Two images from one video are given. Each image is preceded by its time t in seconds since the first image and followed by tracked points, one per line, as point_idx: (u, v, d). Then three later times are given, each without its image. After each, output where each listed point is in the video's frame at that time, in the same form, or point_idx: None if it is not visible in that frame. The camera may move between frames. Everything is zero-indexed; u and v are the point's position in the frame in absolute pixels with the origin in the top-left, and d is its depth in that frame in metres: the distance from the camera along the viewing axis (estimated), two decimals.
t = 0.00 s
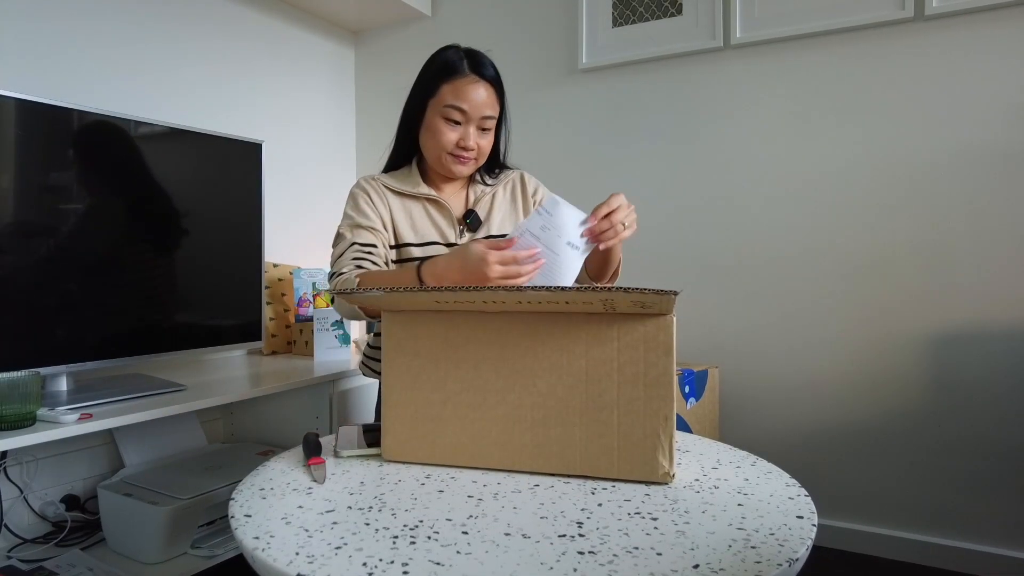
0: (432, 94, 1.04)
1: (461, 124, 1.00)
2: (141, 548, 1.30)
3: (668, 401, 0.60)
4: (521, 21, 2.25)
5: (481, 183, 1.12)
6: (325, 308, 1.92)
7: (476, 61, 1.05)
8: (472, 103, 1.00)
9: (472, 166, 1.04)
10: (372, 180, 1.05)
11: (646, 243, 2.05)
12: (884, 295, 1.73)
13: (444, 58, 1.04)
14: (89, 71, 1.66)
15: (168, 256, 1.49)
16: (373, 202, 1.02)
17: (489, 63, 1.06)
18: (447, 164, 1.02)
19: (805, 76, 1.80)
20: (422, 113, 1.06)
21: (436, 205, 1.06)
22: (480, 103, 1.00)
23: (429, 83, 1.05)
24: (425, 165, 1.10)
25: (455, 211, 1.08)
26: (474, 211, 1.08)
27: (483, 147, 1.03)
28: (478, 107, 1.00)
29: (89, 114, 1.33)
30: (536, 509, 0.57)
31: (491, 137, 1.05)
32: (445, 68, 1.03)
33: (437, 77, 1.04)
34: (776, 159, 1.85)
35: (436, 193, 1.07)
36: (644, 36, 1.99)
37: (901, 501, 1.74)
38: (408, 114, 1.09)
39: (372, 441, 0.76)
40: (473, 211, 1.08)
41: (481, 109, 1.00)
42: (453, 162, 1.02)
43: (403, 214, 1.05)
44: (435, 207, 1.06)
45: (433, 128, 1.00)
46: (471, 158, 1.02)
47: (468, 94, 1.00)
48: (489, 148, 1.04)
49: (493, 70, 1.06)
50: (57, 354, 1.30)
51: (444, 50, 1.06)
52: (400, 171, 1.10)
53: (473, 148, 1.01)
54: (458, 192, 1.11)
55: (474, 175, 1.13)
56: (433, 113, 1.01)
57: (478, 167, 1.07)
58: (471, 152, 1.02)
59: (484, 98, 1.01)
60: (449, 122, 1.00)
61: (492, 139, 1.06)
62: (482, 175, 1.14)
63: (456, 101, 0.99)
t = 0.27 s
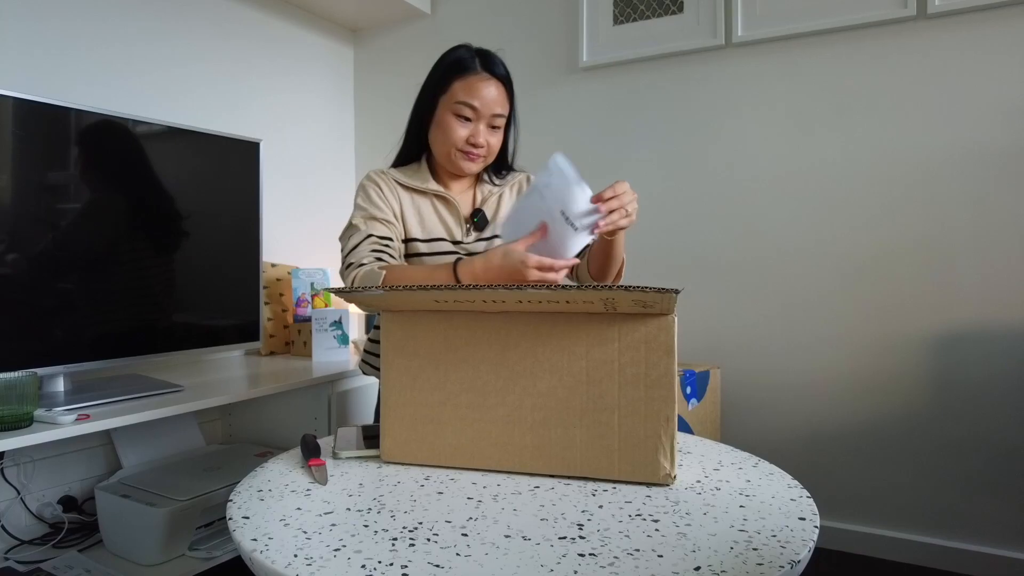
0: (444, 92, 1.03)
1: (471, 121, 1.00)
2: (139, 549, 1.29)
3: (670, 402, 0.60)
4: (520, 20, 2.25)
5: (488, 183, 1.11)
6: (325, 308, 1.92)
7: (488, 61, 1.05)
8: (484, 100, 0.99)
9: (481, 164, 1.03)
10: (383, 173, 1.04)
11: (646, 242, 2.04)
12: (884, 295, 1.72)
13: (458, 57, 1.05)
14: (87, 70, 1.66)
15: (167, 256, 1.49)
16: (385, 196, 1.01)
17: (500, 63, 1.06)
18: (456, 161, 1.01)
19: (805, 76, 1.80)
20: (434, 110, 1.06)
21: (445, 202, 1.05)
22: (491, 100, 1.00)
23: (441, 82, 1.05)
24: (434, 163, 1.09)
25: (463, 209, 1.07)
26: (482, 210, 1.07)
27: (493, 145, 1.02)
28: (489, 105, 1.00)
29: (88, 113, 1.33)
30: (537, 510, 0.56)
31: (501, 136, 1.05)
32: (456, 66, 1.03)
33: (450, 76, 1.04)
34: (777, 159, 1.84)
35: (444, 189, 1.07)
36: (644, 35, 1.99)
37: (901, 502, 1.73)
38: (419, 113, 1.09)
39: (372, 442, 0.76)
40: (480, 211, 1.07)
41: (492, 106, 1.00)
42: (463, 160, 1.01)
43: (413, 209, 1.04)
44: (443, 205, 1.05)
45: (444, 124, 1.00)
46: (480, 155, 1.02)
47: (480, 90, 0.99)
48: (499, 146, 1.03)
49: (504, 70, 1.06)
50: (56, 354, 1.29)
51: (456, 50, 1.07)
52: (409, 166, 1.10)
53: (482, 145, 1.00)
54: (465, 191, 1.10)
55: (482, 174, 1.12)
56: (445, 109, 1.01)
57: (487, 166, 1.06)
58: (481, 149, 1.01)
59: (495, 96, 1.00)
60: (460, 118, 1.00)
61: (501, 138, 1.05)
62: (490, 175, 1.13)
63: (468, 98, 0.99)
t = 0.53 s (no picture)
0: (450, 92, 1.04)
1: (477, 120, 1.00)
2: (139, 549, 1.29)
3: (670, 402, 0.60)
4: (520, 20, 2.25)
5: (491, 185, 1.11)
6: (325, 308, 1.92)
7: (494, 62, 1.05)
8: (490, 101, 0.99)
9: (484, 164, 1.04)
10: (387, 173, 1.04)
11: (646, 242, 2.04)
12: (884, 295, 1.72)
13: (465, 57, 1.05)
14: (87, 70, 1.66)
15: (167, 256, 1.49)
16: (387, 195, 1.01)
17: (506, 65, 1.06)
18: (460, 161, 1.01)
19: (806, 76, 1.80)
20: (439, 110, 1.06)
21: (448, 203, 1.05)
22: (497, 101, 1.00)
23: (447, 81, 1.05)
24: (438, 162, 1.09)
25: (466, 210, 1.07)
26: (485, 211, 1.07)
27: (497, 146, 1.02)
28: (495, 105, 1.00)
29: (88, 113, 1.33)
30: (537, 510, 0.56)
31: (505, 137, 1.05)
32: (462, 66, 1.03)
33: (456, 75, 1.04)
34: (777, 159, 1.84)
35: (447, 190, 1.07)
36: (644, 35, 1.99)
37: (901, 502, 1.74)
38: (423, 112, 1.08)
39: (372, 442, 0.76)
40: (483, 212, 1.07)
41: (498, 107, 1.00)
42: (467, 159, 1.01)
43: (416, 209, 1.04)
44: (446, 205, 1.05)
45: (449, 123, 1.00)
46: (484, 155, 1.02)
47: (486, 91, 1.00)
48: (503, 147, 1.04)
49: (509, 71, 1.07)
50: (56, 354, 1.29)
51: (463, 50, 1.07)
52: (413, 166, 1.09)
53: (487, 145, 1.00)
54: (469, 192, 1.10)
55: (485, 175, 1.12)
56: (450, 108, 1.01)
57: (491, 166, 1.06)
58: (485, 149, 1.01)
59: (501, 97, 1.00)
60: (466, 118, 1.00)
61: (505, 139, 1.05)
62: (494, 176, 1.13)
63: (474, 98, 0.99)
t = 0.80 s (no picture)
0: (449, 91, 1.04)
1: (475, 119, 1.00)
2: (139, 548, 1.29)
3: (670, 402, 0.60)
4: (520, 20, 2.25)
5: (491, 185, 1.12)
6: (325, 308, 1.92)
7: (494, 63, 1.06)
8: (488, 99, 0.99)
9: (483, 163, 1.03)
10: (385, 176, 1.04)
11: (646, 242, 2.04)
12: (884, 295, 1.73)
13: (464, 58, 1.07)
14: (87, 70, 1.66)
15: (167, 256, 1.49)
16: (386, 197, 1.01)
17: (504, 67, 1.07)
18: (458, 159, 1.01)
19: (806, 76, 1.80)
20: (439, 110, 1.06)
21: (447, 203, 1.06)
22: (496, 100, 1.00)
23: (447, 83, 1.06)
24: (437, 163, 1.09)
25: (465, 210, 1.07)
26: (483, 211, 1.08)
27: (496, 144, 1.02)
28: (493, 104, 1.00)
29: (88, 113, 1.33)
30: (537, 510, 0.56)
31: (503, 136, 1.05)
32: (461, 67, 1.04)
33: (456, 76, 1.05)
34: (776, 159, 1.84)
35: (446, 190, 1.07)
36: (645, 35, 1.99)
37: (902, 502, 1.73)
38: (423, 112, 1.09)
39: (372, 441, 0.76)
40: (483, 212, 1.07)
41: (496, 105, 1.00)
42: (465, 158, 1.01)
43: (415, 210, 1.04)
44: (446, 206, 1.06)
45: (448, 121, 1.00)
46: (482, 154, 1.02)
47: (484, 90, 1.00)
48: (501, 146, 1.03)
49: (508, 73, 1.07)
50: (56, 355, 1.29)
51: (462, 52, 1.08)
52: (413, 167, 1.09)
53: (485, 143, 1.00)
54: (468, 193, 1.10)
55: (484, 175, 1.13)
56: (449, 106, 1.01)
57: (489, 165, 1.06)
58: (483, 147, 1.01)
59: (499, 96, 1.00)
60: (464, 116, 1.00)
61: (503, 138, 1.05)
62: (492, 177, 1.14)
63: (472, 96, 0.99)
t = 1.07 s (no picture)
0: (449, 93, 1.04)
1: (476, 121, 1.00)
2: (139, 548, 1.30)
3: (669, 402, 0.60)
4: (520, 20, 2.25)
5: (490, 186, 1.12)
6: (325, 308, 1.92)
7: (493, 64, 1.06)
8: (488, 101, 0.99)
9: (484, 165, 1.04)
10: (384, 175, 1.04)
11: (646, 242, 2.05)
12: (884, 295, 1.73)
13: (463, 58, 1.07)
14: (87, 70, 1.66)
15: (167, 256, 1.49)
16: (385, 196, 1.01)
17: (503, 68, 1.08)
18: (459, 161, 1.01)
19: (805, 76, 1.80)
20: (439, 111, 1.06)
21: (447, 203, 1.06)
22: (496, 101, 1.00)
23: (447, 84, 1.06)
24: (437, 163, 1.09)
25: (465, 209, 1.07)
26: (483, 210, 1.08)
27: (496, 146, 1.02)
28: (493, 106, 1.00)
29: (88, 113, 1.33)
30: (536, 510, 0.56)
31: (503, 138, 1.05)
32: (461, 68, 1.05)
33: (456, 77, 1.05)
34: (776, 159, 1.84)
35: (445, 190, 1.07)
36: (645, 35, 1.99)
37: (902, 502, 1.73)
38: (423, 113, 1.09)
39: (372, 441, 0.76)
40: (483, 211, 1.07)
41: (496, 107, 1.00)
42: (465, 160, 1.01)
43: (414, 209, 1.04)
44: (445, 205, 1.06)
45: (448, 123, 1.00)
46: (483, 155, 1.02)
47: (485, 91, 1.00)
48: (501, 147, 1.04)
49: (508, 74, 1.08)
50: (56, 355, 1.29)
51: (461, 53, 1.08)
52: (412, 167, 1.09)
53: (486, 145, 1.00)
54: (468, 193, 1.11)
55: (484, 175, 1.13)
56: (450, 108, 1.01)
57: (489, 167, 1.06)
58: (484, 149, 1.01)
59: (499, 98, 1.01)
60: (464, 118, 1.00)
61: (503, 139, 1.05)
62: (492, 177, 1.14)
63: (473, 98, 0.99)
